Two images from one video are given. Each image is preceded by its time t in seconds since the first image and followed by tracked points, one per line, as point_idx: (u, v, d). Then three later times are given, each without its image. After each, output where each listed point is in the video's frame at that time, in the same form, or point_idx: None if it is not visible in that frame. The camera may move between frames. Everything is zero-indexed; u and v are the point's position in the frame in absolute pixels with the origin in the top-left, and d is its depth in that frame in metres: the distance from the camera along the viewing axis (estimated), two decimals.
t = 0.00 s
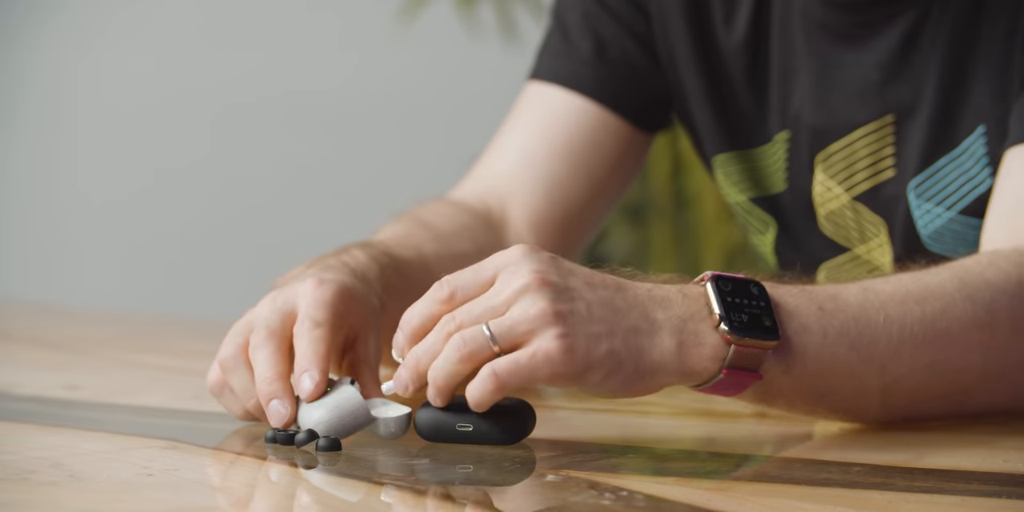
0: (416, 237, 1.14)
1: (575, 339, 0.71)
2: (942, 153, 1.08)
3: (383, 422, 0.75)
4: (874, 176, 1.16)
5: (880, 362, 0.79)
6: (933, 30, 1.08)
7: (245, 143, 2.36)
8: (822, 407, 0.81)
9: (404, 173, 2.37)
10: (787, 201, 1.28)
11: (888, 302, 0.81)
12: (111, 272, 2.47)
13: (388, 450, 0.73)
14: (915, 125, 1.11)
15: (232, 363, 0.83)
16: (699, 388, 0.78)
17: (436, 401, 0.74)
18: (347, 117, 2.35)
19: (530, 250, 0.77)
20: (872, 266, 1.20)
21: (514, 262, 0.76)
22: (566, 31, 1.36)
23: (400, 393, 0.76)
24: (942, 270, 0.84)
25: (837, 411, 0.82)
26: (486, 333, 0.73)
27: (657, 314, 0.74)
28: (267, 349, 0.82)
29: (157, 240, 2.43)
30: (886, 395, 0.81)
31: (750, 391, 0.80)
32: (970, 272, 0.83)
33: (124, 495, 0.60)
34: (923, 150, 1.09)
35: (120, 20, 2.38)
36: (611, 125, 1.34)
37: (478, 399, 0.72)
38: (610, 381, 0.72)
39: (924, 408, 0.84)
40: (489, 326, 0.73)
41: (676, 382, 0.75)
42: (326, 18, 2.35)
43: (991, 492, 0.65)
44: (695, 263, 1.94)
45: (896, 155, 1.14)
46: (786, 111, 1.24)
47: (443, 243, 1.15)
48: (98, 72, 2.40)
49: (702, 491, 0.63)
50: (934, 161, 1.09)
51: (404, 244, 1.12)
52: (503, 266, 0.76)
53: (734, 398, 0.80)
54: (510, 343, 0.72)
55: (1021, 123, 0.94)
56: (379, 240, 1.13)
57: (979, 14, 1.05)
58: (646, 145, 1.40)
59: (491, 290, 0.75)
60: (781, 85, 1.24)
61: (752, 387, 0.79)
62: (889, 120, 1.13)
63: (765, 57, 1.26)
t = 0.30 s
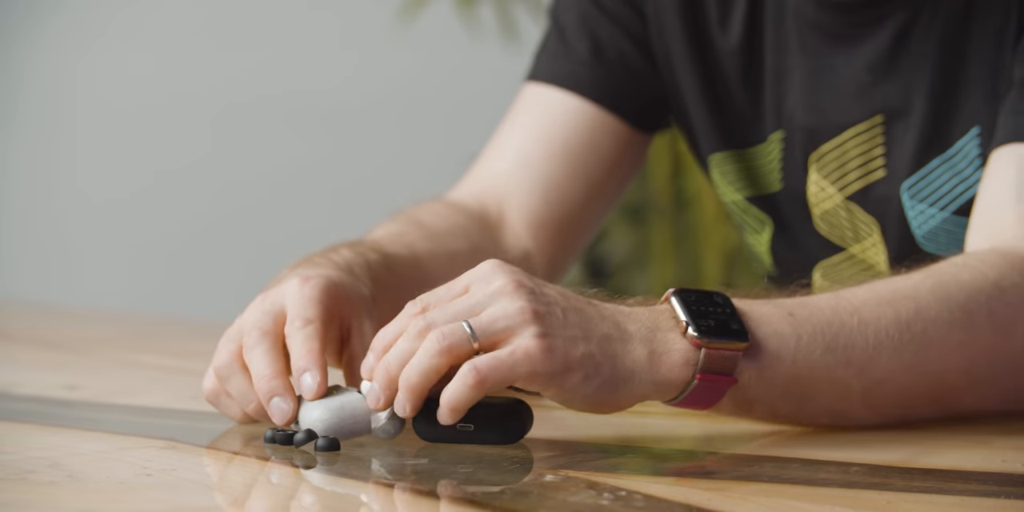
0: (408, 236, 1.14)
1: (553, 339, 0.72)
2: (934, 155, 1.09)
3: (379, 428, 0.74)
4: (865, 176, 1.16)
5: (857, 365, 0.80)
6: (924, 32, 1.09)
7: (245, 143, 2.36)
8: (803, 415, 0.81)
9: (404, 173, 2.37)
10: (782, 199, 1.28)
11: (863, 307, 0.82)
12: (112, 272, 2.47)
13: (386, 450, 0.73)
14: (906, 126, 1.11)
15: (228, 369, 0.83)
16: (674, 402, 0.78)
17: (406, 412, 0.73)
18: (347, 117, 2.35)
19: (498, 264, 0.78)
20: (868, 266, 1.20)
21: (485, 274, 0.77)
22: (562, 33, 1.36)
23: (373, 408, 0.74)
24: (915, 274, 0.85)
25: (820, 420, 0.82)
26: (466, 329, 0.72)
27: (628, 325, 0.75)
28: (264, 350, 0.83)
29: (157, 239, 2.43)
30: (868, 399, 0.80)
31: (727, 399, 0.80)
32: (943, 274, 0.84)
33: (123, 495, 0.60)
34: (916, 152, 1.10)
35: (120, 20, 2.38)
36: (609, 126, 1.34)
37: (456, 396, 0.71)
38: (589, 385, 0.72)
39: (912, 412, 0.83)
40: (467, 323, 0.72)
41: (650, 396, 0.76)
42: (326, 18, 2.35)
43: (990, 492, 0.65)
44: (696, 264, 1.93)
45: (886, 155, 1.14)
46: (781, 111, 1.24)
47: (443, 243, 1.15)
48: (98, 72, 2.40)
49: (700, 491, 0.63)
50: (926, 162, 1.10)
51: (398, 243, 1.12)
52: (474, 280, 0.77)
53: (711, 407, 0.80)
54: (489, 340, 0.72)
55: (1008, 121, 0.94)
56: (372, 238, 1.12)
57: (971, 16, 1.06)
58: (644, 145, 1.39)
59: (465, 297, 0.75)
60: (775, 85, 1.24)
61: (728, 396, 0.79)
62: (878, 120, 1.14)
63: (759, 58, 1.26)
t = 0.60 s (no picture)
0: (406, 238, 1.13)
1: (553, 358, 0.70)
2: (927, 151, 1.09)
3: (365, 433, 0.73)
4: (857, 174, 1.17)
5: (844, 356, 0.79)
6: (916, 29, 1.09)
7: (245, 143, 2.36)
8: (789, 403, 0.82)
9: (404, 172, 2.39)
10: (774, 198, 1.29)
11: (851, 297, 0.80)
12: (114, 272, 2.47)
13: (385, 449, 0.73)
14: (899, 123, 1.12)
15: (217, 385, 0.82)
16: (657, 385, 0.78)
17: (400, 442, 0.70)
18: (347, 116, 2.36)
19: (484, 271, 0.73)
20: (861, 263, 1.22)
21: (471, 286, 0.73)
22: (557, 33, 1.36)
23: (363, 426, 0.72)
24: (903, 266, 0.84)
25: (806, 407, 0.82)
26: (466, 364, 0.70)
27: (614, 313, 0.74)
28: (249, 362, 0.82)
29: (157, 238, 2.42)
30: (854, 390, 0.81)
31: (709, 384, 0.80)
32: (930, 267, 0.83)
33: (123, 495, 0.60)
34: (910, 150, 1.10)
35: (120, 20, 2.37)
36: (600, 126, 1.33)
37: (457, 428, 0.69)
38: (589, 389, 0.72)
39: (898, 404, 0.83)
40: (467, 356, 0.70)
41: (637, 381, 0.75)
42: (326, 18, 2.35)
43: (991, 492, 0.65)
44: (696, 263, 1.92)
45: (879, 152, 1.14)
46: (772, 109, 1.26)
47: (442, 241, 1.15)
48: (98, 72, 2.39)
49: (700, 491, 0.63)
50: (919, 159, 1.10)
51: (397, 245, 1.11)
52: (462, 293, 0.73)
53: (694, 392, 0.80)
54: (491, 369, 0.70)
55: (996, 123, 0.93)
56: (373, 244, 1.12)
57: (961, 13, 1.05)
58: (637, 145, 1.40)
59: (456, 317, 0.71)
60: (767, 82, 1.25)
61: (711, 381, 0.79)
62: (870, 118, 1.14)
63: (750, 57, 1.26)
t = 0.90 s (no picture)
0: (401, 241, 1.12)
1: (559, 355, 0.70)
2: (930, 150, 1.09)
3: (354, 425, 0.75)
4: (860, 171, 1.17)
5: (844, 353, 0.79)
6: (917, 28, 1.09)
7: (245, 143, 2.36)
8: (788, 401, 0.81)
9: (404, 171, 2.39)
10: (776, 196, 1.29)
11: (851, 295, 0.80)
12: (112, 272, 2.45)
13: (384, 449, 0.73)
14: (900, 120, 1.12)
15: (202, 377, 0.84)
16: (661, 381, 0.77)
17: (406, 443, 0.70)
18: (347, 117, 2.36)
19: (487, 272, 0.73)
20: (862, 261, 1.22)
21: (476, 285, 0.72)
22: (554, 33, 1.35)
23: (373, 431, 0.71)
24: (903, 263, 0.84)
25: (806, 405, 0.82)
26: (471, 365, 0.70)
27: (616, 310, 0.74)
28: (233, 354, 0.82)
29: (159, 237, 2.41)
30: (853, 387, 0.80)
31: (711, 382, 0.79)
32: (930, 265, 0.83)
33: (123, 495, 0.60)
34: (912, 147, 1.10)
35: (120, 20, 2.36)
36: (599, 125, 1.33)
37: (469, 432, 0.69)
38: (594, 386, 0.72)
39: (896, 401, 0.83)
40: (471, 358, 0.70)
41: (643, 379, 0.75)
42: (326, 18, 2.35)
43: (991, 492, 0.65)
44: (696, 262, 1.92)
45: (882, 150, 1.14)
46: (773, 108, 1.25)
47: (440, 242, 1.14)
48: (99, 73, 2.38)
49: (700, 491, 0.63)
50: (921, 157, 1.10)
51: (391, 248, 1.10)
52: (466, 294, 0.72)
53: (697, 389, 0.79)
54: (497, 369, 0.70)
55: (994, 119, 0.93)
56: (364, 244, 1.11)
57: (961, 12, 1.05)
58: (635, 146, 1.39)
59: (461, 318, 0.71)
60: (768, 82, 1.25)
61: (711, 380, 0.79)
62: (873, 115, 1.14)
63: (749, 56, 1.26)
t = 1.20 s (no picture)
0: (413, 238, 1.13)
1: (644, 370, 0.72)
2: (947, 135, 1.11)
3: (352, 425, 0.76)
4: (874, 160, 1.18)
5: (925, 362, 0.81)
6: (929, 18, 1.12)
7: (245, 142, 2.35)
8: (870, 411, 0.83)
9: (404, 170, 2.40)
10: (783, 190, 1.28)
11: (927, 301, 0.82)
12: (111, 272, 2.43)
13: (386, 450, 0.73)
14: (915, 107, 1.14)
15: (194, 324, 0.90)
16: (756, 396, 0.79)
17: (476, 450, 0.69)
18: (348, 116, 2.36)
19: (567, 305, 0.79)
20: (873, 252, 1.22)
21: (554, 315, 0.78)
22: (555, 34, 1.35)
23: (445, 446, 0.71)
24: (969, 270, 0.85)
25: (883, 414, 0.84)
26: (556, 370, 0.72)
27: (704, 327, 0.77)
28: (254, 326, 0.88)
29: (163, 235, 2.40)
30: (929, 395, 0.83)
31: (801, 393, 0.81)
32: (996, 270, 0.84)
33: (124, 495, 0.61)
34: (928, 133, 1.12)
35: (120, 21, 2.35)
36: (600, 125, 1.33)
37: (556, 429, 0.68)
38: (682, 400, 0.73)
39: (965, 401, 0.85)
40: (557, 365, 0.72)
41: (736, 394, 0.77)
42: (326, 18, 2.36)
43: (992, 492, 0.65)
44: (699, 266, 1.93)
45: (896, 138, 1.16)
46: (781, 100, 1.26)
47: (447, 241, 1.14)
48: (100, 72, 2.36)
49: (703, 491, 0.63)
50: (939, 142, 1.12)
51: (403, 244, 1.11)
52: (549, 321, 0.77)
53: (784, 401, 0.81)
54: (581, 379, 0.72)
55: None
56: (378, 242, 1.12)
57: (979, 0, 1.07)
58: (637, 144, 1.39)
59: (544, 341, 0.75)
60: (776, 74, 1.26)
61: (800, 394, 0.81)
62: (887, 104, 1.16)
63: (755, 48, 1.27)
